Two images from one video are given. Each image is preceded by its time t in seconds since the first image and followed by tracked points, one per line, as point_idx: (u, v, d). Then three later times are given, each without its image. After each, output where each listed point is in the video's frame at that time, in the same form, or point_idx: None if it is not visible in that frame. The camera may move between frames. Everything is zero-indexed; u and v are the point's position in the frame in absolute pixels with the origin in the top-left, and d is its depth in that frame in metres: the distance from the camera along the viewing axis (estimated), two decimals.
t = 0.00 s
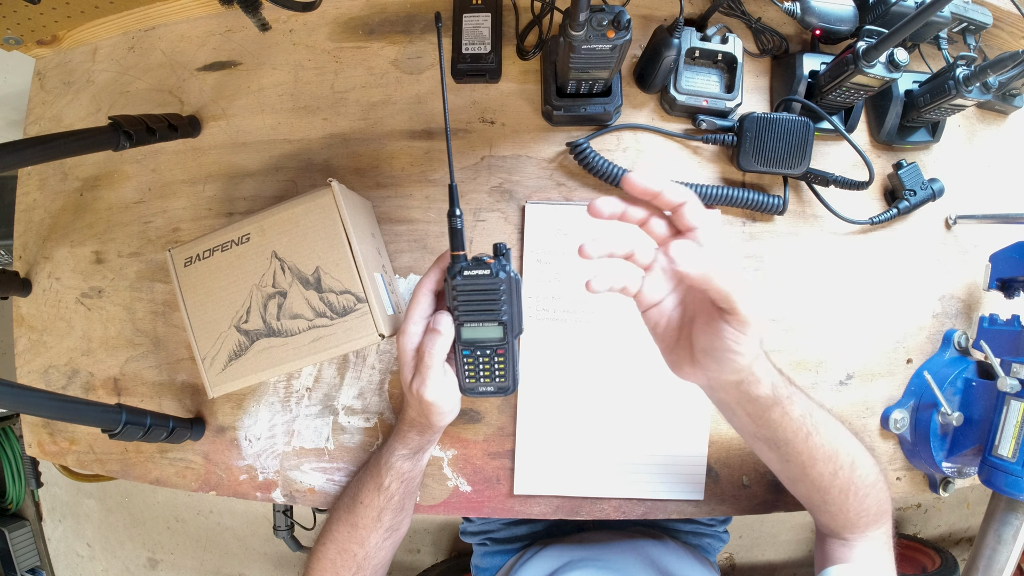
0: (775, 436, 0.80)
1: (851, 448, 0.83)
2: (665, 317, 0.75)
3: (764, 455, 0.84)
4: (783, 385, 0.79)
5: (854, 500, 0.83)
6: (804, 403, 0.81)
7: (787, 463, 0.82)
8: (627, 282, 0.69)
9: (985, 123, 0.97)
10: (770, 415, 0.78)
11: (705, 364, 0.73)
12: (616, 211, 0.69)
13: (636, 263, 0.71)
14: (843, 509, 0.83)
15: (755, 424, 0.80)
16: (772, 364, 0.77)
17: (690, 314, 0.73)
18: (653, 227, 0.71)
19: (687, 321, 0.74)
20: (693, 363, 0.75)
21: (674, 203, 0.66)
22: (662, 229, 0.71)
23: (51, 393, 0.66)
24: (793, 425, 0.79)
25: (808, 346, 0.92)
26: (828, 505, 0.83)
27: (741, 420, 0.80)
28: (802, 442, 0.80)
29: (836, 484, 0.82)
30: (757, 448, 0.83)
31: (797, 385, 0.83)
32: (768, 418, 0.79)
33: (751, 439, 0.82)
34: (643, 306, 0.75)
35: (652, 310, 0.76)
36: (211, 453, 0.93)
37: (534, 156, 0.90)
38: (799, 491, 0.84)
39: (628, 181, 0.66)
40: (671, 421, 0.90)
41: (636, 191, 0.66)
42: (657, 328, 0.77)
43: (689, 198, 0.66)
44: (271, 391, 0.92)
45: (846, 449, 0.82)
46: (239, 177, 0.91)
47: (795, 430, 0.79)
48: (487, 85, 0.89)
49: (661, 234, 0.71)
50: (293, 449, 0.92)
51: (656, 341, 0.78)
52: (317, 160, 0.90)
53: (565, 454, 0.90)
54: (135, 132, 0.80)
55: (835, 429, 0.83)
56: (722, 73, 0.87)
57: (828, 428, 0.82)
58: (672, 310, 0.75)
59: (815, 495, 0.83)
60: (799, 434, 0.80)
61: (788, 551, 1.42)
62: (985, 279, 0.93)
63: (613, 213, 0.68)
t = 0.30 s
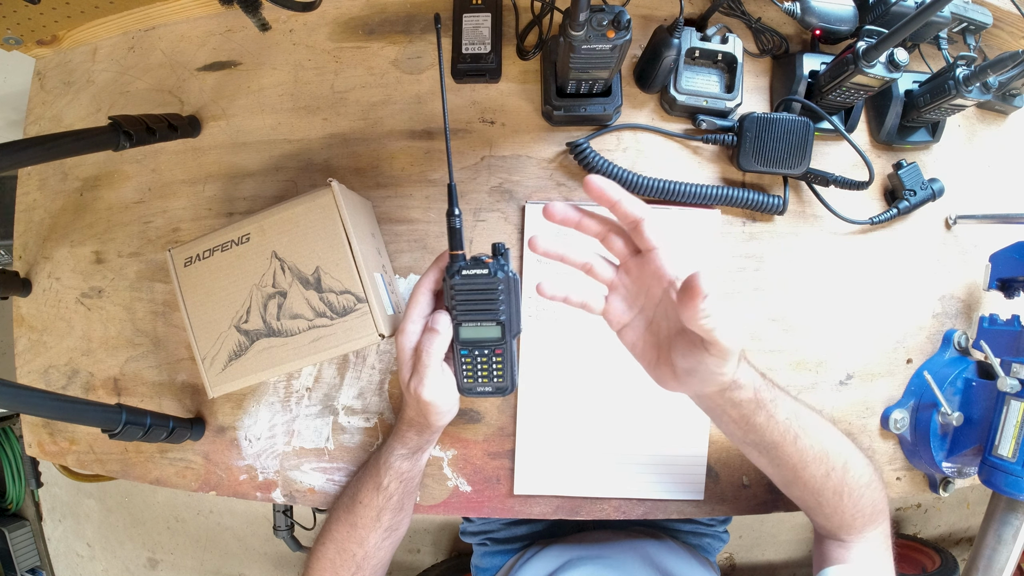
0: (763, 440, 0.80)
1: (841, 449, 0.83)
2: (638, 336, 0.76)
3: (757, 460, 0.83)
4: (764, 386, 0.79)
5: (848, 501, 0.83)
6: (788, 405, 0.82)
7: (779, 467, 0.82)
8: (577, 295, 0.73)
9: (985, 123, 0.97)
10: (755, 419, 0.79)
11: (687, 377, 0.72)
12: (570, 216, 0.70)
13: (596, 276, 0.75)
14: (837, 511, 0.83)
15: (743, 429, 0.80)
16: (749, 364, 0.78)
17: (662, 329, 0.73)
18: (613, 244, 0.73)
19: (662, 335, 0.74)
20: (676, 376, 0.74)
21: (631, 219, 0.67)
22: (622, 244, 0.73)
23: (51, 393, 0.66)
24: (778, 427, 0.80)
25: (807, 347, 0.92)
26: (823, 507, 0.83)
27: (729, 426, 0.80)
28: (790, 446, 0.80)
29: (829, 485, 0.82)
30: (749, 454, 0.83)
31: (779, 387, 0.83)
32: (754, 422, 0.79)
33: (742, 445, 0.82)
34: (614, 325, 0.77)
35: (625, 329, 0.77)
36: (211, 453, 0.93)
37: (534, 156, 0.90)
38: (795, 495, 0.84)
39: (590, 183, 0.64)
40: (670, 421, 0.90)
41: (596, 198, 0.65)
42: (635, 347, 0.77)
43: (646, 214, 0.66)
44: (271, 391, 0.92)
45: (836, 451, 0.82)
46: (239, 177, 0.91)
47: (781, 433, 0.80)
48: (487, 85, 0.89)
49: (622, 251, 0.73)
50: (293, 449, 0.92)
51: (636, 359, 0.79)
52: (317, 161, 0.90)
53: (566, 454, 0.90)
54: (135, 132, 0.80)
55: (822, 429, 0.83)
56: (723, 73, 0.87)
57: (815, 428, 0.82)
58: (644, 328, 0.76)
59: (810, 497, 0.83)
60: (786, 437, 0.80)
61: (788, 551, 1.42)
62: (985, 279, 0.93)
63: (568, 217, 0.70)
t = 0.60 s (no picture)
0: (748, 454, 0.80)
1: (830, 452, 0.83)
2: (611, 359, 0.77)
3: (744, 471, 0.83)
4: (743, 401, 0.79)
5: (842, 503, 0.83)
6: (771, 415, 0.82)
7: (767, 475, 0.82)
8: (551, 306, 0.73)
9: (985, 123, 0.97)
10: (737, 434, 0.79)
11: (661, 403, 0.71)
12: (528, 246, 0.64)
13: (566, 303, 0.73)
14: (831, 513, 0.83)
15: (726, 446, 0.79)
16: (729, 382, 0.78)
17: (635, 355, 0.73)
18: (574, 277, 0.68)
19: (635, 361, 0.74)
20: (652, 402, 0.73)
21: (588, 254, 0.64)
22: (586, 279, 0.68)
23: (51, 393, 0.66)
24: (761, 440, 0.80)
25: (807, 347, 0.92)
26: (816, 510, 0.83)
27: (712, 444, 0.79)
28: (774, 456, 0.80)
29: (820, 490, 0.82)
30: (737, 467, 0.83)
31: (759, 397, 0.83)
32: (736, 438, 0.79)
33: (728, 460, 0.81)
34: (588, 347, 0.77)
35: (598, 351, 0.77)
36: (211, 453, 0.93)
37: (534, 156, 0.90)
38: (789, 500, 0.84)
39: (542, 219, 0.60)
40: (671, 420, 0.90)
41: (548, 232, 0.62)
42: (610, 370, 0.78)
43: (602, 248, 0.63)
44: (271, 391, 0.92)
45: (824, 455, 0.82)
46: (239, 177, 0.91)
47: (765, 445, 0.80)
48: (487, 85, 0.89)
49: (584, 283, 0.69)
50: (293, 449, 0.92)
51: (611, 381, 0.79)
52: (317, 160, 0.90)
53: (566, 454, 0.90)
54: (135, 132, 0.80)
55: (810, 434, 0.83)
56: (723, 72, 0.87)
57: (801, 435, 0.82)
58: (617, 351, 0.76)
59: (802, 501, 0.83)
60: (770, 448, 0.80)
61: (788, 551, 1.42)
62: (985, 279, 0.93)
63: (524, 245, 0.64)
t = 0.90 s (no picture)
0: (722, 443, 0.79)
1: (807, 441, 0.82)
2: (581, 351, 0.76)
3: (721, 462, 0.82)
4: (716, 387, 0.78)
5: (820, 492, 0.82)
6: (742, 402, 0.81)
7: (742, 465, 0.81)
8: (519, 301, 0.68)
9: (985, 123, 0.97)
10: (712, 422, 0.77)
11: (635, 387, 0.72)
12: (495, 230, 0.65)
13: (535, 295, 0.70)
14: (810, 503, 0.82)
15: (702, 436, 0.78)
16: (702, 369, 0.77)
17: (607, 340, 0.73)
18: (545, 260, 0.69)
19: (607, 346, 0.74)
20: (626, 389, 0.74)
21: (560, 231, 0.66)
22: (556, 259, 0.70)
23: (51, 393, 0.66)
24: (735, 428, 0.79)
25: (807, 347, 0.92)
26: (794, 500, 0.83)
27: (687, 435, 0.78)
28: (751, 444, 0.79)
29: (797, 479, 0.81)
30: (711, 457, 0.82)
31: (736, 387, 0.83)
32: (711, 426, 0.77)
33: (704, 451, 0.81)
34: (556, 340, 0.76)
35: (567, 343, 0.76)
36: (211, 453, 0.93)
37: (534, 156, 0.90)
38: (765, 489, 0.83)
39: (511, 200, 0.63)
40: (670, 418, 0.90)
41: (517, 214, 0.64)
42: (579, 362, 0.76)
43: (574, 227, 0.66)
44: (271, 391, 0.92)
45: (800, 442, 0.82)
46: (239, 178, 0.91)
47: (740, 432, 0.79)
48: (487, 85, 0.89)
49: (555, 266, 0.70)
50: (293, 449, 0.92)
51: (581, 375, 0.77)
52: (317, 161, 0.90)
53: (565, 453, 0.90)
54: (135, 132, 0.80)
55: (785, 422, 0.82)
56: (723, 72, 0.87)
57: (776, 423, 0.81)
58: (588, 340, 0.75)
59: (780, 492, 0.82)
60: (746, 436, 0.79)
61: (788, 551, 1.42)
62: (985, 279, 0.93)
63: (492, 228, 0.64)
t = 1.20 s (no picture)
0: (728, 444, 0.80)
1: (814, 443, 0.82)
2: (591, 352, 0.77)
3: (725, 460, 0.83)
4: (724, 391, 0.79)
5: (823, 494, 0.82)
6: (752, 406, 0.81)
7: (747, 464, 0.82)
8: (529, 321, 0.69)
9: (985, 123, 0.97)
10: (718, 426, 0.79)
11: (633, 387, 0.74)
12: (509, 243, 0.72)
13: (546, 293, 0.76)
14: (812, 505, 0.82)
15: (706, 435, 0.80)
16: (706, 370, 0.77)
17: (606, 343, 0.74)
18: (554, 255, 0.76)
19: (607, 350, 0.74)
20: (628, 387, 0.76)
21: (568, 229, 0.70)
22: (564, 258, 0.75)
23: (51, 393, 0.66)
24: (744, 432, 0.80)
25: (807, 347, 0.92)
26: (797, 502, 0.83)
27: (691, 430, 0.80)
28: (757, 447, 0.80)
29: (802, 481, 0.81)
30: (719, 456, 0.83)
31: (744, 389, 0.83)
32: (717, 428, 0.79)
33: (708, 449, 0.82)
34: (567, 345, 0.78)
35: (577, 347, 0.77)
36: (211, 453, 0.93)
37: (534, 156, 0.90)
38: (768, 490, 0.83)
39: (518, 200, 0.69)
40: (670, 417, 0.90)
41: (523, 212, 0.69)
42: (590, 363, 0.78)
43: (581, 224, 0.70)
44: (271, 391, 0.92)
45: (808, 445, 0.82)
46: (239, 177, 0.91)
47: (747, 437, 0.80)
48: (487, 85, 0.89)
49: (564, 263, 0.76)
50: (293, 449, 0.92)
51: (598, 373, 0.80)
52: (317, 160, 0.90)
53: (565, 454, 0.90)
54: (135, 132, 0.80)
55: (792, 426, 0.82)
56: (723, 72, 0.87)
57: (782, 426, 0.81)
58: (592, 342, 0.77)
59: (782, 492, 0.83)
60: (752, 440, 0.80)
61: (788, 551, 1.42)
62: (985, 279, 0.93)
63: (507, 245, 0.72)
